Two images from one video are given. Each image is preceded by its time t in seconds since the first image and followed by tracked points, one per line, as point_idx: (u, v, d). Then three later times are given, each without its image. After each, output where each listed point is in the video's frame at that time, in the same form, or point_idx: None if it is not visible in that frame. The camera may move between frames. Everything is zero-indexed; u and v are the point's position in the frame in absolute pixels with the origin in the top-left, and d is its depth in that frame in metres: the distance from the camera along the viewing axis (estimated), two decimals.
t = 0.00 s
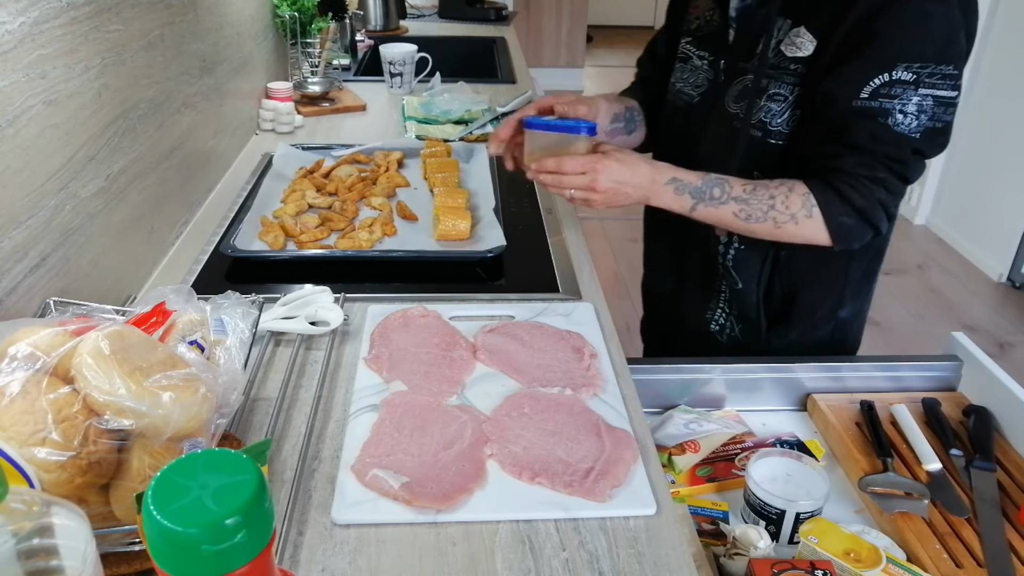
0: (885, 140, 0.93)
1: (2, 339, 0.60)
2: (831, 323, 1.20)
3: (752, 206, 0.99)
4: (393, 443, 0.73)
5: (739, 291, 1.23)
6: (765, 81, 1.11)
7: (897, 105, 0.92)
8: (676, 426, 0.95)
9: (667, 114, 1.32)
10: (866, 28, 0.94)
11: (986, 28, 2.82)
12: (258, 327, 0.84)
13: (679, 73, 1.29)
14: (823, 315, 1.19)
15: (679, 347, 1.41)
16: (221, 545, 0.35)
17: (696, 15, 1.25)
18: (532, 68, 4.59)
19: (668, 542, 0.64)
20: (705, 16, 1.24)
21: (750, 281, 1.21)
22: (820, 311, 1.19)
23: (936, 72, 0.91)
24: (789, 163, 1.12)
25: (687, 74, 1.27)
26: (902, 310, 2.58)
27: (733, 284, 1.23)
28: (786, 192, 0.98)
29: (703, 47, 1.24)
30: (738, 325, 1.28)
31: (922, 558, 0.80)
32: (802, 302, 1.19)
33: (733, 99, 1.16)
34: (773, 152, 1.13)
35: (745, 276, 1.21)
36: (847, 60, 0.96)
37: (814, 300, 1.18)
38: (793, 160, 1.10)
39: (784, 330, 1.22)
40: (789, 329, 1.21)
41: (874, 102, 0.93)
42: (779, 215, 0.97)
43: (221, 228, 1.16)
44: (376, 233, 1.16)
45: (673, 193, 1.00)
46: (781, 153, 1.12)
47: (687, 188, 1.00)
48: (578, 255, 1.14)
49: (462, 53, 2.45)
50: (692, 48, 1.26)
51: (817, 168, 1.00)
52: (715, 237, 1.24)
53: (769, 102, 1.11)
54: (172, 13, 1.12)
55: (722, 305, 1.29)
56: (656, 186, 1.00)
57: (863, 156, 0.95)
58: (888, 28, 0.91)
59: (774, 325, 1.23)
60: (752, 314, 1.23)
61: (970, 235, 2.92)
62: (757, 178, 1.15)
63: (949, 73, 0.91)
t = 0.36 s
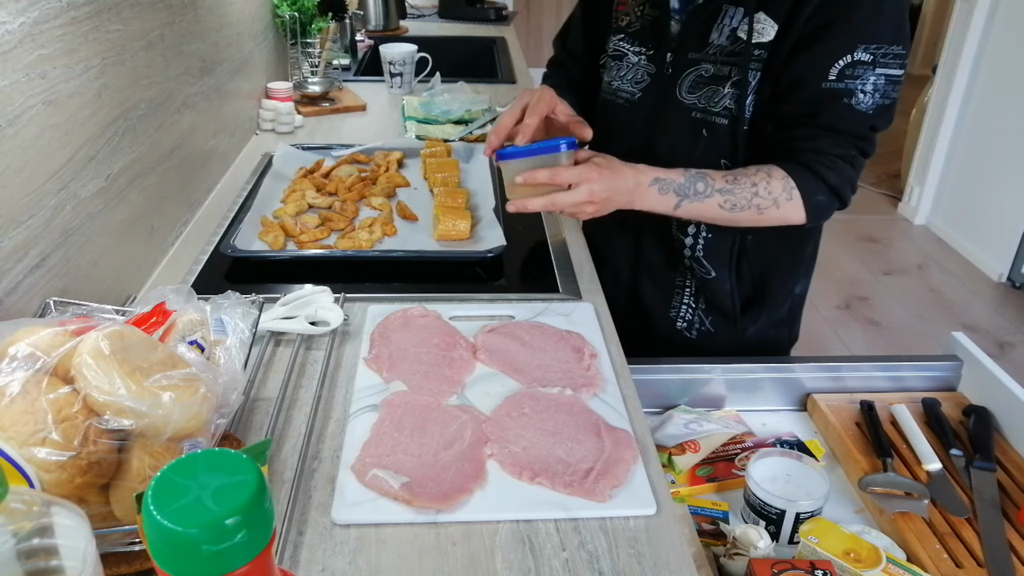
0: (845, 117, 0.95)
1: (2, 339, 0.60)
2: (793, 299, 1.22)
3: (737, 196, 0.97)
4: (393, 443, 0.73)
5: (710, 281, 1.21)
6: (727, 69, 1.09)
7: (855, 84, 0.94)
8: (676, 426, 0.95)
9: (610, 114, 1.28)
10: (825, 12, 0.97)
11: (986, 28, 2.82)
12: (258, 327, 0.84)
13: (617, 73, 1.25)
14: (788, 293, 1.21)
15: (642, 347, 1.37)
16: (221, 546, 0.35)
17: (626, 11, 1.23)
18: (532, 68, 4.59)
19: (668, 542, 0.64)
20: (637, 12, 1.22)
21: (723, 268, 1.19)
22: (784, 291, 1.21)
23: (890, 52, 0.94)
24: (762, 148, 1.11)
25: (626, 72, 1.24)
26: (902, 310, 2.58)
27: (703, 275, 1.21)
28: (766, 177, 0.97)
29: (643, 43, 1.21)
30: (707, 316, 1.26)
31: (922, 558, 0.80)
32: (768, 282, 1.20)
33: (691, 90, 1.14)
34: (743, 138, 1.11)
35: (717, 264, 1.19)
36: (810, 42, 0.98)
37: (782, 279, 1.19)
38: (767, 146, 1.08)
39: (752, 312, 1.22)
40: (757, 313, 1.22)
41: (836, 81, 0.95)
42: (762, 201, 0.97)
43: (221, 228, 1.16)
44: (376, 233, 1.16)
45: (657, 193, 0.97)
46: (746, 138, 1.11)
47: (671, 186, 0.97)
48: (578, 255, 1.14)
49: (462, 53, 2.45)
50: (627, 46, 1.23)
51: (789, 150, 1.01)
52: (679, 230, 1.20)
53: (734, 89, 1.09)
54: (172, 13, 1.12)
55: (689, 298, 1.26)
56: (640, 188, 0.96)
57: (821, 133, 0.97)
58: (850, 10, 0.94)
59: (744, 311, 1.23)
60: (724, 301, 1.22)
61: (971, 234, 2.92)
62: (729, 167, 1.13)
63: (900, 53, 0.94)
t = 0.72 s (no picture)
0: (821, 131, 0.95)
1: (2, 339, 0.60)
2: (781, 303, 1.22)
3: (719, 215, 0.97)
4: (393, 443, 0.73)
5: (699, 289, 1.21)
6: (710, 79, 1.07)
7: (831, 98, 0.94)
8: (676, 426, 0.95)
9: (588, 118, 1.25)
10: (808, 23, 0.95)
11: (986, 28, 2.82)
12: (257, 327, 0.84)
13: (595, 76, 1.21)
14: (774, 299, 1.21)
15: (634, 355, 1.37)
16: (221, 545, 0.35)
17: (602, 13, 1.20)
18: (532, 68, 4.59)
19: (668, 542, 0.64)
20: (615, 13, 1.18)
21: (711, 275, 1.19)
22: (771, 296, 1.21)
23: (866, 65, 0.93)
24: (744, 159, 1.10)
25: (605, 76, 1.20)
26: (902, 310, 2.58)
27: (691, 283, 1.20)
28: (747, 195, 0.97)
29: (621, 47, 1.17)
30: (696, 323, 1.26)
31: (922, 557, 0.80)
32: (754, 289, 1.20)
33: (672, 99, 1.11)
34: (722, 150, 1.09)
35: (705, 272, 1.19)
36: (793, 51, 0.96)
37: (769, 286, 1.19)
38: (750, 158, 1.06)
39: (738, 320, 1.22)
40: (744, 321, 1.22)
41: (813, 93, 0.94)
42: (745, 217, 0.97)
43: (221, 228, 1.16)
44: (376, 233, 1.16)
45: (641, 215, 0.96)
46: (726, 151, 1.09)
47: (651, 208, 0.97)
48: (578, 255, 1.13)
49: (462, 53, 2.45)
50: (606, 50, 1.19)
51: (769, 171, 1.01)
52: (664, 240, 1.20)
53: (716, 99, 1.07)
54: (172, 13, 1.12)
55: (677, 305, 1.26)
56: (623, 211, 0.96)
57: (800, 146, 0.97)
58: (832, 24, 0.92)
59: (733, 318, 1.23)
60: (714, 309, 1.22)
61: (971, 235, 2.92)
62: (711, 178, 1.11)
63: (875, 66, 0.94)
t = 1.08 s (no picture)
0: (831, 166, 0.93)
1: (2, 339, 0.60)
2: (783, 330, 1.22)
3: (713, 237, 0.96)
4: (393, 443, 0.73)
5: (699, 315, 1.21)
6: (722, 103, 1.04)
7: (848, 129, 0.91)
8: (676, 426, 0.95)
9: (596, 133, 1.24)
10: (826, 50, 0.92)
11: (986, 29, 2.82)
12: (257, 327, 0.84)
13: (606, 90, 1.20)
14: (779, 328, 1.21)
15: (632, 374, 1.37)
16: (221, 545, 0.35)
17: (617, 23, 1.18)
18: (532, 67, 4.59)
19: (668, 542, 0.64)
20: (628, 26, 1.16)
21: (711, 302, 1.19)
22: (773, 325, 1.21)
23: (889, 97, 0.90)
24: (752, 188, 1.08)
25: (615, 91, 1.19)
26: (902, 310, 2.58)
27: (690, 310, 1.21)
28: (745, 220, 0.96)
29: (634, 61, 1.16)
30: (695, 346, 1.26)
31: (922, 558, 0.80)
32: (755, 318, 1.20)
33: (684, 120, 1.09)
34: (731, 178, 1.08)
35: (705, 301, 1.19)
36: (808, 79, 0.94)
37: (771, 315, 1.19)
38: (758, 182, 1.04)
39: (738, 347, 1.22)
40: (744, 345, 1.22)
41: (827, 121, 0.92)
42: (740, 244, 0.96)
43: (221, 228, 1.16)
44: (376, 233, 1.16)
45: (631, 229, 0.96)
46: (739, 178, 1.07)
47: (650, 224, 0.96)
48: (579, 256, 1.13)
49: (462, 53, 2.45)
50: (617, 63, 1.18)
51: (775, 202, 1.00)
52: (665, 265, 1.20)
53: (727, 124, 1.05)
54: (172, 13, 1.12)
55: (676, 330, 1.26)
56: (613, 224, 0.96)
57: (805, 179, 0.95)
58: (852, 54, 0.89)
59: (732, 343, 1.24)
60: (713, 335, 1.22)
61: (971, 235, 2.92)
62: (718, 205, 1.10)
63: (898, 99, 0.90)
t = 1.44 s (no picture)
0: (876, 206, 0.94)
1: (2, 339, 0.60)
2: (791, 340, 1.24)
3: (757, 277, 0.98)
4: (393, 443, 0.73)
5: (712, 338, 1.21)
6: (745, 136, 1.04)
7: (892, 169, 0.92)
8: (676, 426, 0.95)
9: (608, 147, 1.23)
10: (873, 90, 0.90)
11: (986, 29, 2.82)
12: (257, 327, 0.84)
13: (620, 105, 1.18)
14: (782, 344, 1.23)
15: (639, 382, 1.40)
16: (221, 545, 0.35)
17: (635, 35, 1.16)
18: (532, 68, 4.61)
19: (668, 542, 0.64)
20: (645, 41, 1.14)
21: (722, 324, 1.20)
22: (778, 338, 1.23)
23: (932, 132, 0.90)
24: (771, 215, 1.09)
25: (630, 107, 1.17)
26: (902, 310, 2.57)
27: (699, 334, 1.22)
28: (793, 263, 0.98)
29: (650, 79, 1.14)
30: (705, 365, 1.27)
31: (922, 558, 0.80)
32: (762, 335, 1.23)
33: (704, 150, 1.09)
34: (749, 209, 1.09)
35: (713, 324, 1.20)
36: (845, 115, 0.93)
37: (774, 332, 1.22)
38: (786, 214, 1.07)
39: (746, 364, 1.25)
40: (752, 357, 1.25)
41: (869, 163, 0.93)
42: (787, 285, 0.98)
43: (221, 228, 1.16)
44: (376, 233, 1.16)
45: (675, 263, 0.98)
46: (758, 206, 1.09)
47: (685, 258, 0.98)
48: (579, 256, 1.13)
49: (462, 53, 2.45)
50: (632, 79, 1.16)
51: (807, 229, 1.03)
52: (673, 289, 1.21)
53: (749, 158, 1.05)
54: (172, 13, 1.12)
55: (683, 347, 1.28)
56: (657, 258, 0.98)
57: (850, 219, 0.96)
58: (900, 96, 0.88)
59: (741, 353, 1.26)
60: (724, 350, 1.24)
61: (971, 235, 2.92)
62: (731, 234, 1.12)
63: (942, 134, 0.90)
